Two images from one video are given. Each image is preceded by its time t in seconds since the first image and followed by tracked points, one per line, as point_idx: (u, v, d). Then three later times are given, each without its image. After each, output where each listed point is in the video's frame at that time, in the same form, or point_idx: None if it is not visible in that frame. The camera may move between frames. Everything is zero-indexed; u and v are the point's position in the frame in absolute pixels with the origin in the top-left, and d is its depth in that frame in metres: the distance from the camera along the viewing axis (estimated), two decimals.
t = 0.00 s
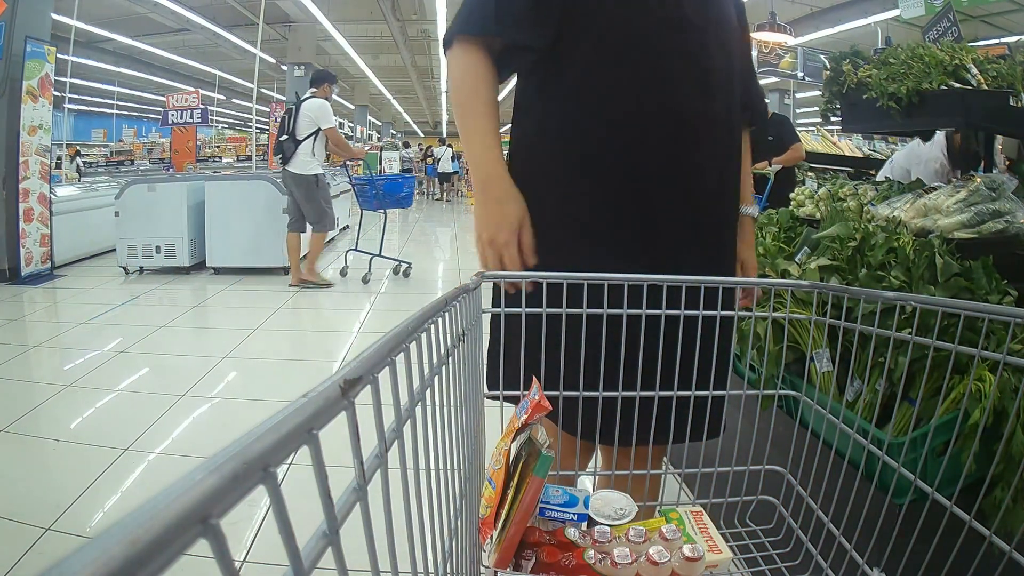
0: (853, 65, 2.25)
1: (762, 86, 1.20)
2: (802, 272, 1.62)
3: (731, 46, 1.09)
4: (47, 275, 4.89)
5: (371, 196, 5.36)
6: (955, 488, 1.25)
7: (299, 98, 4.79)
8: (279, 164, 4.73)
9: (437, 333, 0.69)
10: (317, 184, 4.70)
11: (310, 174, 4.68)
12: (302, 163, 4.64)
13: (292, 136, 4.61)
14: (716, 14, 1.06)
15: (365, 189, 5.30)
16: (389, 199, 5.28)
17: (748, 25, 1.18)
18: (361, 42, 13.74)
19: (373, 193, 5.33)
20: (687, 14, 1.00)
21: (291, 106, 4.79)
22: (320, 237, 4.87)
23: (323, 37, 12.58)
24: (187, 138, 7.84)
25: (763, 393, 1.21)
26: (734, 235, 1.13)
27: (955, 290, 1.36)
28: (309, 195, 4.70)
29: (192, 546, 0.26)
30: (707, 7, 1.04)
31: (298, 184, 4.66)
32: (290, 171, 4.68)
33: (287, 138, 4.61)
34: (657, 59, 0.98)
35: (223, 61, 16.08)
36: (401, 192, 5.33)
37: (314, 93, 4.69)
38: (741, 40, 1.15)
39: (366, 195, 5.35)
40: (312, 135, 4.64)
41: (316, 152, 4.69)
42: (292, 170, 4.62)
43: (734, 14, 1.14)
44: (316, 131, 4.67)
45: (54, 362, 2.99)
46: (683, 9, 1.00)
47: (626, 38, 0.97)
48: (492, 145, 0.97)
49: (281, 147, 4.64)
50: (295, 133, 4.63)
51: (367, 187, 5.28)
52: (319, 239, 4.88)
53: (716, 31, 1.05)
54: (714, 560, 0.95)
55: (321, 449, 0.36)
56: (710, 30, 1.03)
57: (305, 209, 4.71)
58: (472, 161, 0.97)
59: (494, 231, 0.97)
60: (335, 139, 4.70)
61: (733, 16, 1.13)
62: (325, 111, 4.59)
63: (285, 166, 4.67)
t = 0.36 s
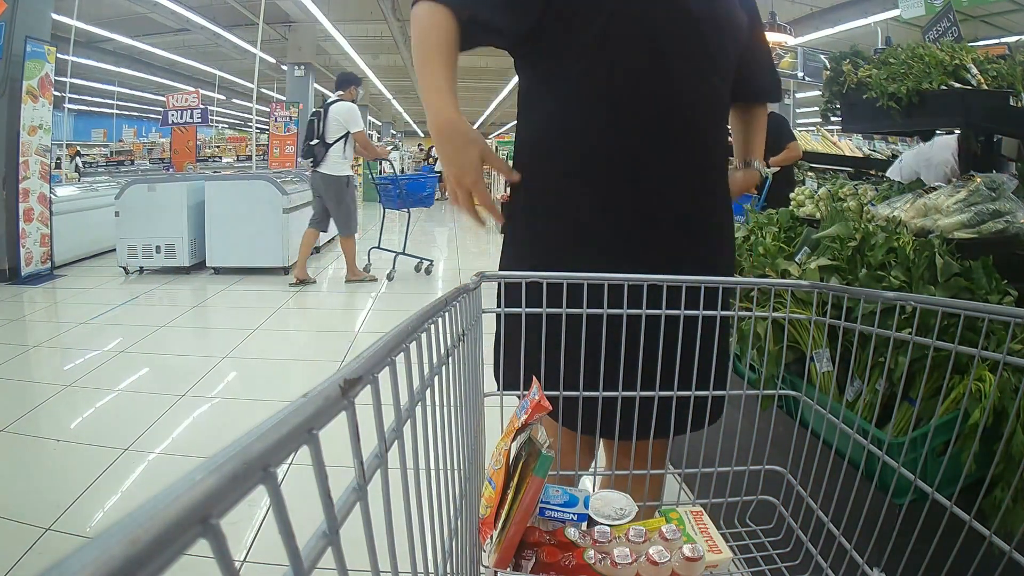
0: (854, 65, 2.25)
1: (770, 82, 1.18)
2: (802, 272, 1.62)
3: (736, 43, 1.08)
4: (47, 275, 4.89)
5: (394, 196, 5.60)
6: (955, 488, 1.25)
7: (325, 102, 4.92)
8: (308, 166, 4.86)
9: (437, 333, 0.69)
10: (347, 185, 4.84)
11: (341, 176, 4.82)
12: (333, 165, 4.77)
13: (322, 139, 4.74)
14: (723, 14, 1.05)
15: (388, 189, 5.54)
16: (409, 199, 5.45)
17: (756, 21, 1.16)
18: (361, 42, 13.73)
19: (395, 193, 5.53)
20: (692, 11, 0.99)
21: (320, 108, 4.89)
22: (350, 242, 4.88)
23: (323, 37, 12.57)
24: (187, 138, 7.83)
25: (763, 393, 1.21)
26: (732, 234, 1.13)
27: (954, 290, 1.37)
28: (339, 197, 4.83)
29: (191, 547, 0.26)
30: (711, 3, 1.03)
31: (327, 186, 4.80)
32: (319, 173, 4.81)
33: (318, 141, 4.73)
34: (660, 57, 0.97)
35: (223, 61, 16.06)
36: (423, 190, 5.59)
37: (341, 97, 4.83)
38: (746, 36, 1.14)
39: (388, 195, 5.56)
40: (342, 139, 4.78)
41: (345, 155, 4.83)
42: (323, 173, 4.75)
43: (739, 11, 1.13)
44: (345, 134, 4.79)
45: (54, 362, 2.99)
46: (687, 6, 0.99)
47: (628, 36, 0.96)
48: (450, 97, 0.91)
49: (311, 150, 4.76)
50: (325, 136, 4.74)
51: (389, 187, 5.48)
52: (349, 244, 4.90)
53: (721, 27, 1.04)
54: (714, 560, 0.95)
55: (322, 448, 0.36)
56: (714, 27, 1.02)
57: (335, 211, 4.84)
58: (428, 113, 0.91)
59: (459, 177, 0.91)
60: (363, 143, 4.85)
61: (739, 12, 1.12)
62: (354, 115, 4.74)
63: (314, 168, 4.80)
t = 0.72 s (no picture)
0: (854, 65, 2.25)
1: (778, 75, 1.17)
2: (802, 272, 1.62)
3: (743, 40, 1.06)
4: (47, 275, 4.89)
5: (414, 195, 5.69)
6: (955, 488, 1.25)
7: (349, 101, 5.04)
8: (331, 163, 4.99)
9: (437, 333, 0.69)
10: (366, 183, 4.99)
11: (362, 173, 4.97)
12: (354, 163, 4.93)
13: (346, 137, 4.84)
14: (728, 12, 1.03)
15: (409, 189, 5.64)
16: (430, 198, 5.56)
17: (764, 16, 1.15)
18: (361, 42, 13.72)
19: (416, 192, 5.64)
20: (696, 10, 0.98)
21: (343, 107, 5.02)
22: (354, 238, 4.99)
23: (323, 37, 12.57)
24: (187, 138, 7.83)
25: (763, 393, 1.21)
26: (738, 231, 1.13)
27: (954, 290, 1.37)
28: (358, 194, 4.99)
29: (191, 546, 0.26)
30: None
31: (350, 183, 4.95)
32: (342, 170, 4.96)
33: (341, 139, 4.84)
34: (664, 54, 0.97)
35: (223, 61, 16.06)
36: (442, 190, 5.66)
37: (365, 96, 4.93)
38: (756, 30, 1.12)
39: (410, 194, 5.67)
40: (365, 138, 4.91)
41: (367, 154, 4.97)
42: (345, 169, 4.91)
43: (746, 8, 1.12)
44: (368, 133, 4.93)
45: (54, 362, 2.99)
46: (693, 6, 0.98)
47: (630, 35, 0.96)
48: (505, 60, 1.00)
49: (335, 148, 4.86)
50: (349, 134, 4.87)
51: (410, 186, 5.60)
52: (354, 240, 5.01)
53: (728, 24, 1.02)
54: (714, 560, 0.95)
55: (321, 449, 0.36)
56: (721, 25, 1.01)
57: (353, 206, 4.98)
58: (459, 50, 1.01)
59: (528, 121, 1.06)
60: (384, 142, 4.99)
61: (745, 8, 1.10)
62: (375, 114, 4.89)
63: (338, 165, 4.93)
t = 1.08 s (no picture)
0: (854, 65, 2.25)
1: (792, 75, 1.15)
2: (802, 272, 1.62)
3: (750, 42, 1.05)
4: (47, 275, 4.89)
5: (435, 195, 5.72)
6: (955, 488, 1.25)
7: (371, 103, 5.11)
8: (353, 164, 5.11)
9: (437, 333, 0.69)
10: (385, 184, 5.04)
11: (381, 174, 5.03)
12: (373, 164, 4.99)
13: (365, 139, 4.95)
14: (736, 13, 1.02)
15: (430, 189, 5.69)
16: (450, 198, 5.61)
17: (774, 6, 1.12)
18: (361, 42, 13.72)
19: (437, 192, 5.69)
20: (702, 10, 0.97)
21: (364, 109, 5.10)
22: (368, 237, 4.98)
23: (323, 37, 12.57)
24: (187, 138, 7.83)
25: (763, 393, 1.21)
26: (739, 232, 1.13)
27: (955, 290, 1.37)
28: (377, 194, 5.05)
29: (191, 546, 0.26)
30: None
31: (369, 185, 5.04)
32: (362, 172, 5.05)
33: (361, 141, 4.96)
34: (668, 52, 0.96)
35: (223, 61, 16.07)
36: (463, 190, 5.69)
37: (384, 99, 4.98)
38: (768, 31, 1.10)
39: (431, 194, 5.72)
40: (384, 139, 4.98)
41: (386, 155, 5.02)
42: (363, 171, 4.99)
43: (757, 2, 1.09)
44: (388, 134, 5.00)
45: (54, 362, 2.99)
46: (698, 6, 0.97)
47: (635, 36, 0.95)
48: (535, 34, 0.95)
49: (355, 150, 5.00)
50: (369, 136, 4.97)
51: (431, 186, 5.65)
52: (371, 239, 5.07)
53: (735, 22, 1.01)
54: (714, 560, 0.95)
55: (321, 450, 0.36)
56: (728, 23, 1.00)
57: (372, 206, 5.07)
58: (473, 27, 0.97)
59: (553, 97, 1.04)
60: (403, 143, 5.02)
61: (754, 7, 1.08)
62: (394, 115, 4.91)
63: (358, 167, 5.04)
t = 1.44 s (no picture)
0: (853, 65, 2.24)
1: (799, 75, 1.14)
2: (802, 272, 1.62)
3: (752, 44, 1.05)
4: (47, 275, 4.89)
5: (452, 195, 5.77)
6: (955, 488, 1.25)
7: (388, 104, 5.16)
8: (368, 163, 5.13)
9: (437, 333, 0.69)
10: (404, 183, 5.12)
11: (399, 174, 5.09)
12: (389, 163, 5.00)
13: (380, 138, 4.97)
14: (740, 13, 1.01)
15: (447, 189, 5.72)
16: (467, 198, 5.64)
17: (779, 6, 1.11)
18: (361, 42, 13.72)
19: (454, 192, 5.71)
20: (704, 11, 0.97)
21: (381, 110, 5.15)
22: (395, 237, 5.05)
23: (323, 37, 12.56)
24: (187, 138, 7.83)
25: (763, 393, 1.21)
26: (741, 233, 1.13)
27: (954, 290, 1.37)
28: (396, 192, 5.14)
29: (191, 547, 0.26)
30: None
31: (387, 184, 5.10)
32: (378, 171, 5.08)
33: (376, 140, 4.98)
34: (668, 55, 0.96)
35: (223, 61, 16.07)
36: (480, 190, 5.68)
37: (401, 101, 5.02)
38: (771, 31, 1.09)
39: (448, 194, 5.75)
40: (399, 139, 4.99)
41: (402, 155, 5.02)
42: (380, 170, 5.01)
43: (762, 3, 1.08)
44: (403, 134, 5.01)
45: (54, 362, 2.99)
46: (700, 7, 0.97)
47: (636, 37, 0.95)
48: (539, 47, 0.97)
49: (370, 148, 5.02)
50: (384, 135, 4.99)
51: (449, 186, 5.68)
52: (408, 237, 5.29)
53: (737, 23, 1.00)
54: (714, 560, 0.95)
55: (322, 450, 0.36)
56: (730, 25, 0.99)
57: (393, 204, 5.17)
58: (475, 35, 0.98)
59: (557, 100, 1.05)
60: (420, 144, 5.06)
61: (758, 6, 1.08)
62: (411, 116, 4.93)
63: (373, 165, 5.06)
